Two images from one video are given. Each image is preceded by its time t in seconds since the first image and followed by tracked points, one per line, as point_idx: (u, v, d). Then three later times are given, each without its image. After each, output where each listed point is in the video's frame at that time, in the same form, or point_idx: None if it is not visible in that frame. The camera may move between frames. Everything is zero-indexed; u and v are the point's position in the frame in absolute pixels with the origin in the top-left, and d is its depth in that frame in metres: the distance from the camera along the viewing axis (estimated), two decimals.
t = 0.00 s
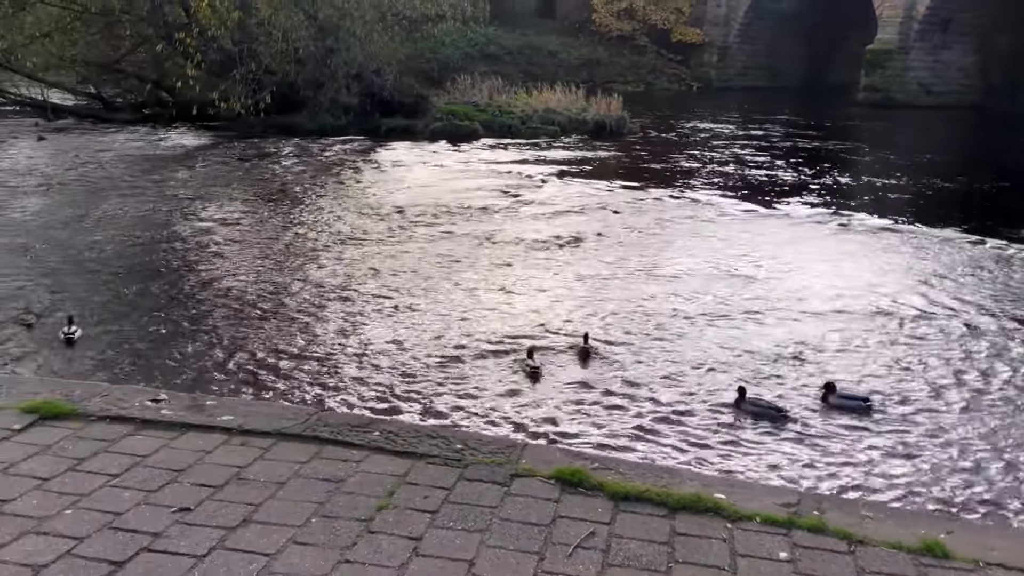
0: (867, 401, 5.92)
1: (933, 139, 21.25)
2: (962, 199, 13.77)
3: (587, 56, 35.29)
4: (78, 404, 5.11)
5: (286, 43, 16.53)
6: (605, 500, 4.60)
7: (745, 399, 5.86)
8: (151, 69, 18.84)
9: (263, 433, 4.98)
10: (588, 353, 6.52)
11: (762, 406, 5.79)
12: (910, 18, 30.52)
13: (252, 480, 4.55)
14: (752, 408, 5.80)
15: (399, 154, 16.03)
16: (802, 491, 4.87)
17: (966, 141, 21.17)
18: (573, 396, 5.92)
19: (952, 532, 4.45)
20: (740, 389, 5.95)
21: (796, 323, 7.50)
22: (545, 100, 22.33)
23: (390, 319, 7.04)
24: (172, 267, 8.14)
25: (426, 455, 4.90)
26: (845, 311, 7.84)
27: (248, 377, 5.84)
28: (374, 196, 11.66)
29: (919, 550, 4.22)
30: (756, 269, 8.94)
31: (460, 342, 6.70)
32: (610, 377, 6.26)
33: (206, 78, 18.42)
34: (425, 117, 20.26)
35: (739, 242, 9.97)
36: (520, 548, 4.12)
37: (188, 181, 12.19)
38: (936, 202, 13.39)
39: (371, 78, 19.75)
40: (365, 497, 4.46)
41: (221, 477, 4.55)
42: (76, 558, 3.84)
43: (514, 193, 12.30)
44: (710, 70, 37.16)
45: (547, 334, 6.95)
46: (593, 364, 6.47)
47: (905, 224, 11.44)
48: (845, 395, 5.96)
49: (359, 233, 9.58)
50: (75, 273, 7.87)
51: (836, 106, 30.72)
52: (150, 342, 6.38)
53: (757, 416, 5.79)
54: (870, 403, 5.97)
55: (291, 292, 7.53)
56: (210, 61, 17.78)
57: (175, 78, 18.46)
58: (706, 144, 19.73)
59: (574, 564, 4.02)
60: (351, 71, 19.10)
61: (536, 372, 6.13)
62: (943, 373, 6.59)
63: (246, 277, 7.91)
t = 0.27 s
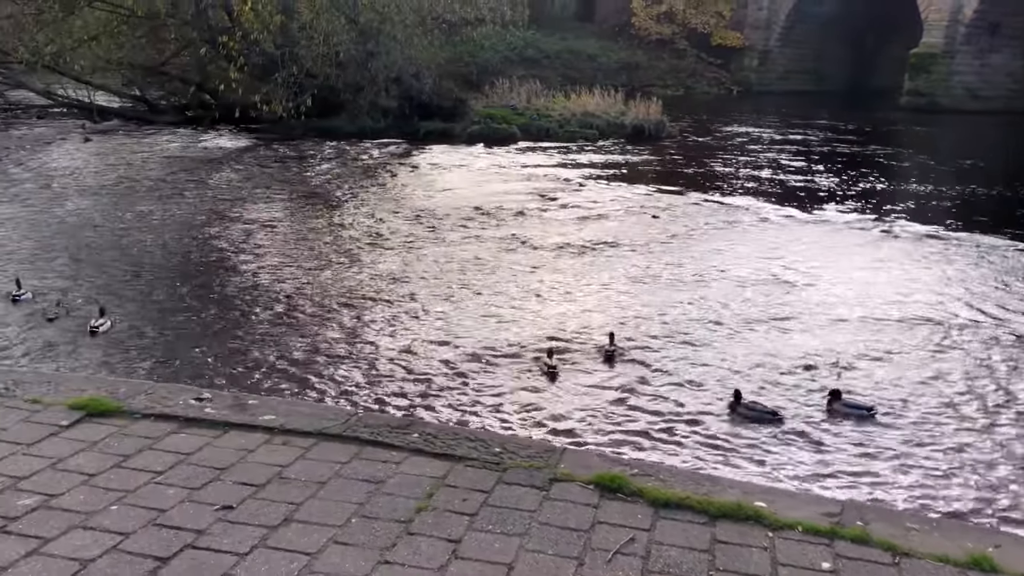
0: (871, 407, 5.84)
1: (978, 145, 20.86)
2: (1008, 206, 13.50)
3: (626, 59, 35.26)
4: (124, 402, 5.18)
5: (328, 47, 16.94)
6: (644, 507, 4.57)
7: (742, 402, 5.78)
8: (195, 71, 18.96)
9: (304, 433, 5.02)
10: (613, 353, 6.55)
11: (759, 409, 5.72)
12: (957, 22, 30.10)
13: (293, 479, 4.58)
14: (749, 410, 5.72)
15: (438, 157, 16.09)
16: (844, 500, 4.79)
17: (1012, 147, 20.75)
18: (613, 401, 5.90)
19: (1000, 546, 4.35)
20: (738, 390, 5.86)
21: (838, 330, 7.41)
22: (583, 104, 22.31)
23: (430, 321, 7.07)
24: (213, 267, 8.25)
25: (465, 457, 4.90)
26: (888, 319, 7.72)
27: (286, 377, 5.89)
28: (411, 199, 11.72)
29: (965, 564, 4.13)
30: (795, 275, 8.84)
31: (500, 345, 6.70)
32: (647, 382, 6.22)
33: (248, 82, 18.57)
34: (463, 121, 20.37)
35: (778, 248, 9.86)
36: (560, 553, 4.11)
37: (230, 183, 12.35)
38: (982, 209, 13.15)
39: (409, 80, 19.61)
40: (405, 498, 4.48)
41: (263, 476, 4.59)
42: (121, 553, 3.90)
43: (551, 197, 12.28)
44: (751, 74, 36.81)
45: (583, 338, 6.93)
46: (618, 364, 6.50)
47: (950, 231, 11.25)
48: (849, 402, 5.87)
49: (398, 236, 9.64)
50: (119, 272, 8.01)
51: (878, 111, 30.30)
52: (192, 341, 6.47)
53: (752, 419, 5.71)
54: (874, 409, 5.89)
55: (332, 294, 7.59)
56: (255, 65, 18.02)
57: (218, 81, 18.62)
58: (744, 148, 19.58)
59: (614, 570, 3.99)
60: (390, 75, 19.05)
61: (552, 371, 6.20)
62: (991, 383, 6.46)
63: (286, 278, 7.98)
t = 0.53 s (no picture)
0: (873, 413, 5.73)
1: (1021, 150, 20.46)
2: None
3: (662, 62, 35.47)
4: (165, 400, 5.25)
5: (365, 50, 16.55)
6: (682, 513, 4.53)
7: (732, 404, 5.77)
8: (235, 73, 19.32)
9: (342, 434, 5.05)
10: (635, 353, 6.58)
11: (750, 411, 5.70)
12: (1002, 24, 29.92)
13: (331, 479, 4.61)
14: (738, 412, 5.71)
15: (473, 159, 16.14)
16: (884, 509, 4.72)
17: None
18: (649, 405, 5.87)
19: None
20: (728, 391, 5.87)
21: (879, 336, 7.33)
22: (619, 107, 22.26)
23: (466, 323, 7.09)
24: (250, 267, 8.35)
25: (502, 460, 4.89)
26: (929, 325, 7.60)
27: (322, 377, 5.93)
28: (445, 201, 11.76)
29: None
30: (832, 281, 8.74)
31: (536, 348, 6.70)
32: (683, 387, 6.18)
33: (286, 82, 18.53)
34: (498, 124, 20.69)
35: (815, 253, 9.75)
36: (596, 558, 4.08)
37: (267, 185, 12.47)
38: None
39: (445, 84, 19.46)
40: (442, 500, 4.48)
41: (300, 476, 4.62)
42: (162, 550, 3.94)
43: (585, 200, 12.26)
44: (790, 78, 36.45)
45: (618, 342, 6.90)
46: (640, 364, 6.53)
47: (993, 238, 11.05)
48: (850, 406, 5.78)
49: (433, 238, 9.68)
50: (160, 272, 8.12)
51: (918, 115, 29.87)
52: (233, 340, 6.54)
53: (744, 421, 5.71)
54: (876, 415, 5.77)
55: (369, 295, 7.64)
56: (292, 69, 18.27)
57: (259, 84, 18.64)
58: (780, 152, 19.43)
59: None
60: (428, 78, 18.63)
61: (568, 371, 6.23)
62: None
63: (324, 280, 8.04)
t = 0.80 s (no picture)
0: (866, 416, 5.70)
1: None
2: None
3: (693, 64, 35.49)
4: (200, 399, 5.30)
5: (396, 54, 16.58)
6: (714, 518, 4.50)
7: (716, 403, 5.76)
8: (267, 76, 19.64)
9: (374, 434, 5.07)
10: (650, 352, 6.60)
11: (734, 409, 5.69)
12: None
13: (363, 479, 4.63)
14: (722, 410, 5.71)
15: (502, 162, 16.16)
16: (921, 518, 4.65)
17: None
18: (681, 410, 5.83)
19: None
20: (710, 392, 5.87)
21: (914, 342, 7.23)
22: (650, 109, 22.21)
23: (497, 326, 7.09)
24: (282, 268, 8.42)
25: (533, 463, 4.89)
26: (966, 332, 7.47)
27: (353, 378, 5.96)
28: (475, 204, 11.78)
29: None
30: (866, 286, 8.64)
31: (566, 350, 6.69)
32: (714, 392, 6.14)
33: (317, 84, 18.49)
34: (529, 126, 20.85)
35: (847, 257, 9.65)
36: (628, 562, 4.07)
37: (300, 187, 12.60)
38: None
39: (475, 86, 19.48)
40: (473, 502, 4.48)
41: (333, 476, 4.64)
42: (197, 548, 3.97)
43: (615, 203, 12.23)
44: (822, 80, 36.15)
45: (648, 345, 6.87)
46: (655, 363, 6.56)
47: None
48: (844, 409, 5.76)
49: (463, 240, 9.70)
50: (193, 272, 8.22)
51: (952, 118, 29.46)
52: (267, 340, 6.59)
53: (729, 420, 5.69)
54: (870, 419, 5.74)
55: (400, 297, 7.68)
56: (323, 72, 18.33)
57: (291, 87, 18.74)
58: (811, 155, 19.27)
59: None
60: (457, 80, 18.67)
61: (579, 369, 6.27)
62: None
63: (356, 281, 8.10)
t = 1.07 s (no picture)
0: (855, 417, 5.68)
1: None
2: None
3: (719, 66, 35.41)
4: (230, 401, 5.34)
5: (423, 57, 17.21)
6: (744, 523, 4.46)
7: (697, 402, 5.75)
8: (294, 80, 19.78)
9: (402, 436, 5.09)
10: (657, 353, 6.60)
11: (716, 408, 5.69)
12: None
13: (392, 481, 4.64)
14: (705, 409, 5.70)
15: (527, 165, 16.17)
16: (954, 525, 4.59)
17: None
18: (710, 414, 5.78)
19: None
20: (692, 390, 5.83)
21: (947, 347, 7.14)
22: (676, 111, 22.17)
23: (524, 330, 7.08)
24: (308, 270, 8.48)
25: (561, 466, 4.87)
26: (1000, 337, 7.36)
27: (380, 380, 5.98)
28: (499, 207, 11.78)
29: None
30: (897, 290, 8.54)
31: (593, 354, 6.66)
32: (741, 397, 6.09)
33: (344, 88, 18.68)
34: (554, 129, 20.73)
35: (875, 261, 9.56)
36: (658, 568, 4.04)
37: (328, 189, 12.68)
38: None
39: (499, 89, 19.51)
40: (502, 506, 4.47)
41: (362, 478, 4.65)
42: (228, 548, 3.99)
43: (640, 205, 12.19)
44: (850, 81, 35.86)
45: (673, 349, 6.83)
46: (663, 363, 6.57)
47: None
48: (832, 410, 5.73)
49: (488, 243, 9.71)
50: (221, 273, 8.29)
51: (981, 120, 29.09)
52: (296, 342, 6.63)
53: (709, 418, 5.70)
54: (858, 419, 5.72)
55: (428, 300, 7.69)
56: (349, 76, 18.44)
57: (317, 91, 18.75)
58: (838, 157, 19.12)
59: None
60: (483, 83, 19.07)
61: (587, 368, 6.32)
62: None
63: (385, 283, 8.13)
